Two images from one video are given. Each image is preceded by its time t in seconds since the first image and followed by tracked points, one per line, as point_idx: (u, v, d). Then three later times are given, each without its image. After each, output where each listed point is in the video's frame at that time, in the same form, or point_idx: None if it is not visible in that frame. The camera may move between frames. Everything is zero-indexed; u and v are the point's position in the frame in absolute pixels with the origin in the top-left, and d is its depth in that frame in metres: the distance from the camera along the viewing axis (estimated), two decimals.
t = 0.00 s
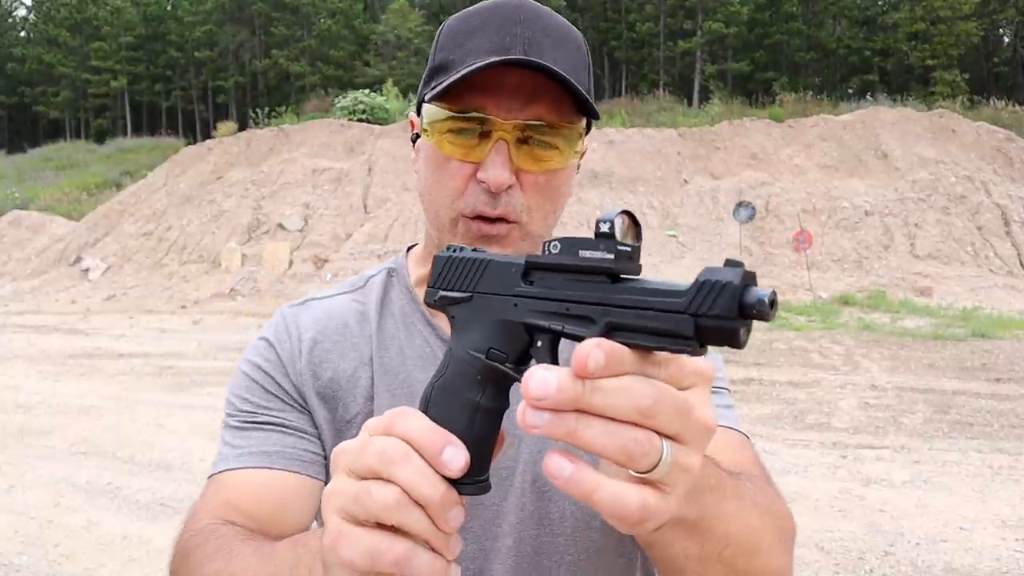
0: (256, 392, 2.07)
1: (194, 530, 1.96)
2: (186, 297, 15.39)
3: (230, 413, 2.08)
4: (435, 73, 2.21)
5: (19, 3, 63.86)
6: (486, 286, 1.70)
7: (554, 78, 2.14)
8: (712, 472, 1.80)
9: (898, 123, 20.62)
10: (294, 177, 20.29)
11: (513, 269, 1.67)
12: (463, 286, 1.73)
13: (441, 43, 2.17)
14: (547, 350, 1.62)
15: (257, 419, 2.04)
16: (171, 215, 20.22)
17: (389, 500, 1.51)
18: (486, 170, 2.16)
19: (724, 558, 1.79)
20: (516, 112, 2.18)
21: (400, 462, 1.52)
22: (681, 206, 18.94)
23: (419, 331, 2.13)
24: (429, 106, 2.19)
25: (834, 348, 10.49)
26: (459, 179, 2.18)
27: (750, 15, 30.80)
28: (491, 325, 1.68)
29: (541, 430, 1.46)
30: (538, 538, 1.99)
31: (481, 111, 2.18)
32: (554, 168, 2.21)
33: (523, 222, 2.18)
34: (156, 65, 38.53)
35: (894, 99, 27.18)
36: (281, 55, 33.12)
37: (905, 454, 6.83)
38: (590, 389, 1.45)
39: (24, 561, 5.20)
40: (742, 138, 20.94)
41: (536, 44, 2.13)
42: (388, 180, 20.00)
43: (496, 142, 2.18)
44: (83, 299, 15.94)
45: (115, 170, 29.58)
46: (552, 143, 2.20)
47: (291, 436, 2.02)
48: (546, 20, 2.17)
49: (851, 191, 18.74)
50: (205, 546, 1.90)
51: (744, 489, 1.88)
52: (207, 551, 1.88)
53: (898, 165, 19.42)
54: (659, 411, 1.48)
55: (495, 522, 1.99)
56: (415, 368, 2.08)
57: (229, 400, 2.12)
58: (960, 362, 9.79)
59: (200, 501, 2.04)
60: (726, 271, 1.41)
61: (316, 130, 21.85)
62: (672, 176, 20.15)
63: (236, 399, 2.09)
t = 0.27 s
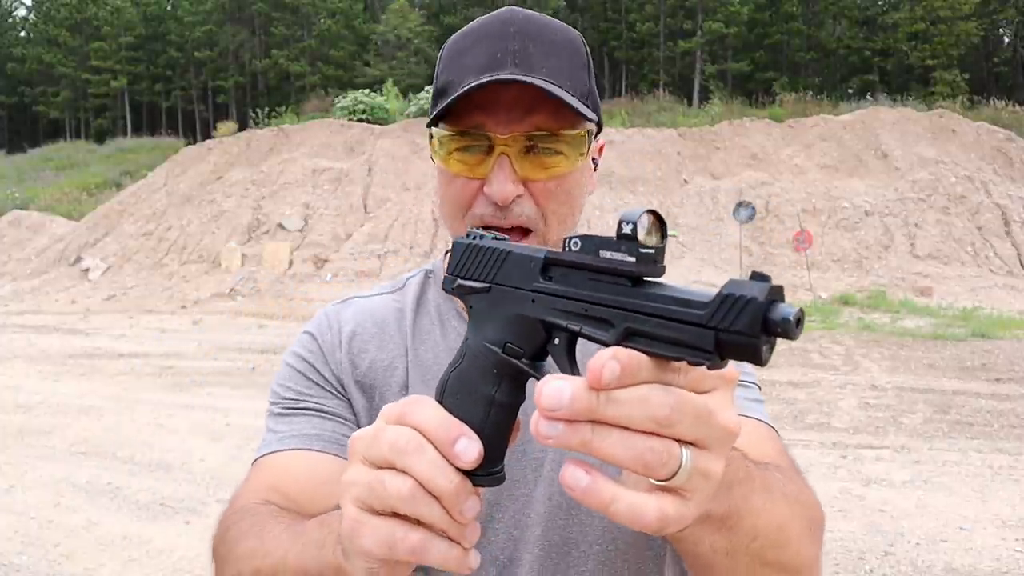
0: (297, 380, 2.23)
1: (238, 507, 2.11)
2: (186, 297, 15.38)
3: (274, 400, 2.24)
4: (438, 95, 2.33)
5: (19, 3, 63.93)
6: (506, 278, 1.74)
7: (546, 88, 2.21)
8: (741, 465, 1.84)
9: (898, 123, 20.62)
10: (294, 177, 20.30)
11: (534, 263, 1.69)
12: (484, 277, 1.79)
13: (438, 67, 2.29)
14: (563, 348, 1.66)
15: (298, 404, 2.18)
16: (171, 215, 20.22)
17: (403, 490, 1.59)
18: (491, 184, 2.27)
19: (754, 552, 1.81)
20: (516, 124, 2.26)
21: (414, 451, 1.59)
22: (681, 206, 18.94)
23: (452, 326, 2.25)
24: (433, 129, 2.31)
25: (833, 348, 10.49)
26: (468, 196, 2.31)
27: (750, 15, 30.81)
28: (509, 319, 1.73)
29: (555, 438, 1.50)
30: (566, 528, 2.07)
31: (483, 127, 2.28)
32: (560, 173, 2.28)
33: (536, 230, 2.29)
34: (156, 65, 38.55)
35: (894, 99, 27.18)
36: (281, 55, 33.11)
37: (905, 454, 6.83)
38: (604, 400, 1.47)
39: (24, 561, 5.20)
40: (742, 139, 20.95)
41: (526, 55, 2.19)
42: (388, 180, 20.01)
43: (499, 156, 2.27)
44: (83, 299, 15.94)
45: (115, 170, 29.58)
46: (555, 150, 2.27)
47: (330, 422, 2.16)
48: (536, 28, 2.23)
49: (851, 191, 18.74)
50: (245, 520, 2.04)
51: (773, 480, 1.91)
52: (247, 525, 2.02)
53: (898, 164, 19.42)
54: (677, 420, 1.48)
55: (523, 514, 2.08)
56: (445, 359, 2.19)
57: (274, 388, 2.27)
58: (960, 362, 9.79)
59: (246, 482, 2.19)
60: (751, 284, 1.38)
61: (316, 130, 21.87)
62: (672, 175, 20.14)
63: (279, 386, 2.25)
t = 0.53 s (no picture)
0: (325, 384, 2.30)
1: (267, 503, 2.21)
2: (186, 298, 15.38)
3: (303, 403, 2.32)
4: (467, 92, 2.45)
5: (20, 3, 63.97)
6: (487, 270, 1.79)
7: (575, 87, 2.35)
8: (756, 456, 1.84)
9: (898, 123, 20.62)
10: (294, 177, 20.31)
11: (517, 254, 1.75)
12: (460, 271, 1.83)
13: (470, 65, 2.42)
14: (552, 335, 1.72)
15: (325, 407, 2.26)
16: (171, 215, 20.23)
17: (396, 504, 1.66)
18: (518, 177, 2.38)
19: (766, 541, 1.83)
20: (544, 119, 2.38)
21: (398, 462, 1.65)
22: (681, 206, 18.96)
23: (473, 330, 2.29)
24: (463, 123, 2.42)
25: (833, 348, 10.49)
26: (495, 188, 2.42)
27: (750, 15, 30.80)
28: (494, 312, 1.78)
29: (554, 415, 1.53)
30: (588, 526, 2.13)
31: (510, 122, 2.40)
32: (584, 169, 2.40)
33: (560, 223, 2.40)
34: (156, 65, 38.55)
35: (894, 99, 27.16)
36: (281, 55, 33.09)
37: (905, 454, 6.83)
38: (603, 378, 1.52)
39: (24, 561, 5.20)
40: (742, 139, 20.95)
41: (556, 55, 2.34)
42: (388, 180, 20.02)
43: (527, 150, 2.39)
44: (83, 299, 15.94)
45: (115, 170, 29.57)
46: (581, 147, 2.40)
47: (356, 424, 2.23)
48: (564, 33, 2.39)
49: (851, 191, 18.74)
50: (271, 514, 2.14)
51: (788, 471, 1.91)
52: (271, 519, 2.12)
53: (898, 165, 19.42)
54: (677, 401, 1.51)
55: (546, 513, 2.15)
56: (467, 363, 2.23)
57: (302, 391, 2.35)
58: (960, 362, 9.78)
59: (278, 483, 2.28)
60: (755, 261, 1.49)
61: (316, 130, 21.88)
62: (672, 176, 20.14)
63: (308, 390, 2.33)
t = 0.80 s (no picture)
0: (319, 374, 2.32)
1: (251, 499, 2.21)
2: (186, 298, 15.38)
3: (297, 393, 2.33)
4: (486, 87, 2.51)
5: (19, 3, 64.13)
6: (458, 282, 1.76)
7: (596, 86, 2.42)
8: (746, 452, 1.85)
9: (898, 123, 20.62)
10: (294, 177, 20.31)
11: (490, 264, 1.73)
12: (426, 287, 1.77)
13: (492, 60, 2.48)
14: (533, 340, 1.73)
15: (319, 396, 2.27)
16: (171, 215, 20.22)
17: (390, 547, 1.61)
18: (536, 171, 2.43)
19: (752, 536, 1.84)
20: (563, 117, 2.45)
21: (388, 507, 1.60)
22: (681, 206, 18.97)
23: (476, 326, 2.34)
24: (482, 116, 2.47)
25: (833, 348, 10.49)
26: (511, 182, 2.47)
27: (749, 15, 30.82)
28: (469, 326, 1.76)
29: (550, 413, 1.53)
30: (581, 521, 2.14)
31: (529, 117, 2.45)
32: (598, 168, 2.46)
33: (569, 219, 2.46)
34: (156, 65, 38.58)
35: (894, 99, 27.18)
36: (281, 55, 33.11)
37: (905, 454, 6.83)
38: (597, 372, 1.53)
39: (23, 561, 5.20)
40: (742, 138, 20.94)
41: (576, 54, 2.41)
42: (388, 180, 20.03)
43: (544, 146, 2.44)
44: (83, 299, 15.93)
45: (115, 170, 29.57)
46: (595, 147, 2.46)
47: (349, 414, 2.25)
48: (583, 37, 2.47)
49: (851, 191, 18.75)
50: (254, 508, 2.14)
51: (777, 469, 1.91)
52: (252, 514, 2.11)
53: (898, 165, 19.41)
54: (666, 394, 1.53)
55: (541, 507, 2.16)
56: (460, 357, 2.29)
57: (296, 379, 2.37)
58: (960, 362, 9.79)
59: (267, 473, 2.28)
60: (739, 246, 1.64)
61: (316, 130, 21.89)
62: (672, 176, 20.13)
63: (302, 379, 2.34)
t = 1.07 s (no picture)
0: (299, 363, 2.32)
1: (225, 484, 2.18)
2: (186, 298, 15.38)
3: (275, 380, 2.32)
4: (486, 75, 2.51)
5: (19, 3, 64.14)
6: (456, 263, 1.73)
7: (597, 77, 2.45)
8: (732, 448, 1.85)
9: (898, 123, 20.62)
10: (294, 177, 20.31)
11: (490, 244, 1.72)
12: (422, 266, 1.74)
13: (493, 47, 2.48)
14: (531, 325, 1.72)
15: (299, 382, 2.27)
16: (171, 215, 20.22)
17: (381, 536, 1.56)
18: (532, 157, 2.42)
19: (740, 531, 1.85)
20: (562, 105, 2.46)
21: (380, 494, 1.55)
22: (681, 206, 18.97)
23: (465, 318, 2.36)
24: (481, 103, 2.47)
25: (833, 348, 10.49)
26: (507, 169, 2.47)
27: (750, 15, 30.82)
28: (468, 309, 1.73)
29: (552, 395, 1.52)
30: (566, 517, 2.14)
31: (529, 105, 2.45)
32: (594, 161, 2.47)
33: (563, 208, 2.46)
34: (156, 65, 38.60)
35: (894, 99, 27.18)
36: (281, 55, 33.10)
37: (905, 454, 6.83)
38: (597, 355, 1.52)
39: (23, 561, 5.20)
40: (742, 138, 20.94)
41: (578, 45, 2.43)
42: (388, 180, 20.04)
43: (543, 134, 2.44)
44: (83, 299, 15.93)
45: (115, 170, 29.58)
46: (592, 139, 2.47)
47: (328, 401, 2.25)
48: (586, 31, 2.50)
49: (851, 191, 18.75)
50: (228, 494, 2.11)
51: (763, 465, 1.93)
52: (223, 503, 2.08)
53: (898, 164, 19.41)
54: (666, 380, 1.54)
55: (525, 503, 2.16)
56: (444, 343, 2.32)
57: (275, 366, 2.36)
58: (960, 362, 9.78)
59: (241, 461, 2.25)
60: (742, 234, 1.66)
61: (316, 130, 21.89)
62: (672, 175, 20.13)
63: (282, 366, 2.34)
